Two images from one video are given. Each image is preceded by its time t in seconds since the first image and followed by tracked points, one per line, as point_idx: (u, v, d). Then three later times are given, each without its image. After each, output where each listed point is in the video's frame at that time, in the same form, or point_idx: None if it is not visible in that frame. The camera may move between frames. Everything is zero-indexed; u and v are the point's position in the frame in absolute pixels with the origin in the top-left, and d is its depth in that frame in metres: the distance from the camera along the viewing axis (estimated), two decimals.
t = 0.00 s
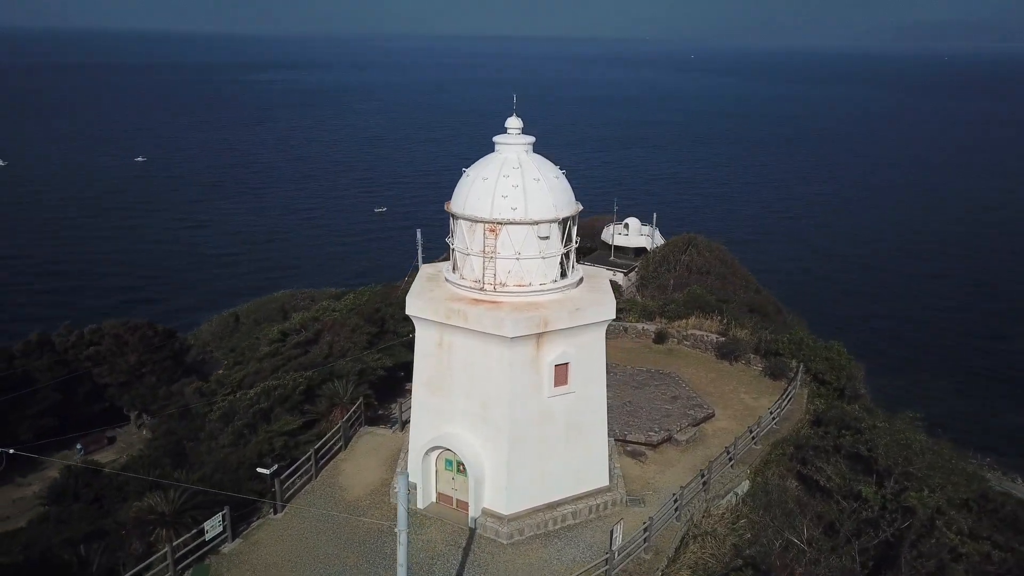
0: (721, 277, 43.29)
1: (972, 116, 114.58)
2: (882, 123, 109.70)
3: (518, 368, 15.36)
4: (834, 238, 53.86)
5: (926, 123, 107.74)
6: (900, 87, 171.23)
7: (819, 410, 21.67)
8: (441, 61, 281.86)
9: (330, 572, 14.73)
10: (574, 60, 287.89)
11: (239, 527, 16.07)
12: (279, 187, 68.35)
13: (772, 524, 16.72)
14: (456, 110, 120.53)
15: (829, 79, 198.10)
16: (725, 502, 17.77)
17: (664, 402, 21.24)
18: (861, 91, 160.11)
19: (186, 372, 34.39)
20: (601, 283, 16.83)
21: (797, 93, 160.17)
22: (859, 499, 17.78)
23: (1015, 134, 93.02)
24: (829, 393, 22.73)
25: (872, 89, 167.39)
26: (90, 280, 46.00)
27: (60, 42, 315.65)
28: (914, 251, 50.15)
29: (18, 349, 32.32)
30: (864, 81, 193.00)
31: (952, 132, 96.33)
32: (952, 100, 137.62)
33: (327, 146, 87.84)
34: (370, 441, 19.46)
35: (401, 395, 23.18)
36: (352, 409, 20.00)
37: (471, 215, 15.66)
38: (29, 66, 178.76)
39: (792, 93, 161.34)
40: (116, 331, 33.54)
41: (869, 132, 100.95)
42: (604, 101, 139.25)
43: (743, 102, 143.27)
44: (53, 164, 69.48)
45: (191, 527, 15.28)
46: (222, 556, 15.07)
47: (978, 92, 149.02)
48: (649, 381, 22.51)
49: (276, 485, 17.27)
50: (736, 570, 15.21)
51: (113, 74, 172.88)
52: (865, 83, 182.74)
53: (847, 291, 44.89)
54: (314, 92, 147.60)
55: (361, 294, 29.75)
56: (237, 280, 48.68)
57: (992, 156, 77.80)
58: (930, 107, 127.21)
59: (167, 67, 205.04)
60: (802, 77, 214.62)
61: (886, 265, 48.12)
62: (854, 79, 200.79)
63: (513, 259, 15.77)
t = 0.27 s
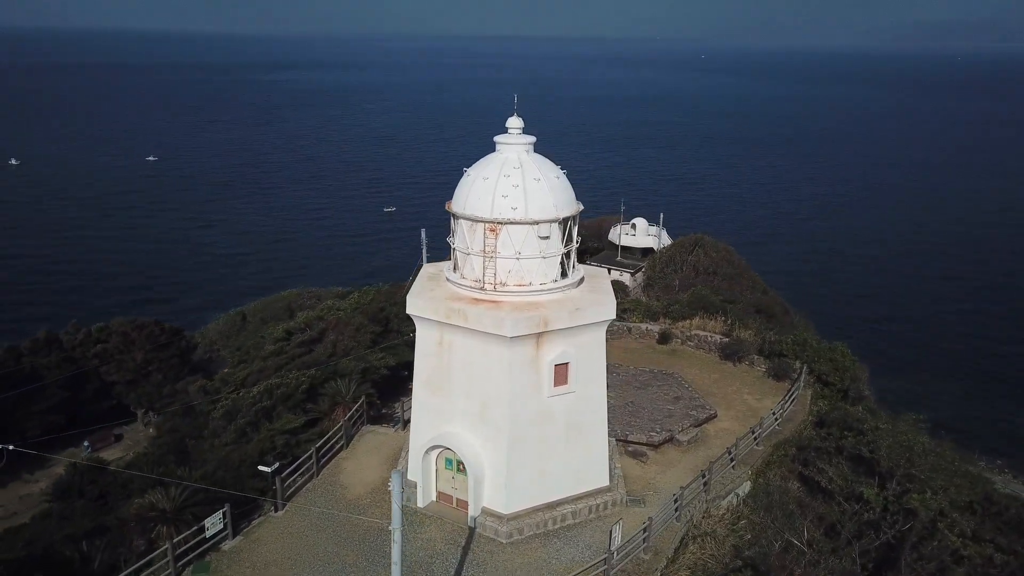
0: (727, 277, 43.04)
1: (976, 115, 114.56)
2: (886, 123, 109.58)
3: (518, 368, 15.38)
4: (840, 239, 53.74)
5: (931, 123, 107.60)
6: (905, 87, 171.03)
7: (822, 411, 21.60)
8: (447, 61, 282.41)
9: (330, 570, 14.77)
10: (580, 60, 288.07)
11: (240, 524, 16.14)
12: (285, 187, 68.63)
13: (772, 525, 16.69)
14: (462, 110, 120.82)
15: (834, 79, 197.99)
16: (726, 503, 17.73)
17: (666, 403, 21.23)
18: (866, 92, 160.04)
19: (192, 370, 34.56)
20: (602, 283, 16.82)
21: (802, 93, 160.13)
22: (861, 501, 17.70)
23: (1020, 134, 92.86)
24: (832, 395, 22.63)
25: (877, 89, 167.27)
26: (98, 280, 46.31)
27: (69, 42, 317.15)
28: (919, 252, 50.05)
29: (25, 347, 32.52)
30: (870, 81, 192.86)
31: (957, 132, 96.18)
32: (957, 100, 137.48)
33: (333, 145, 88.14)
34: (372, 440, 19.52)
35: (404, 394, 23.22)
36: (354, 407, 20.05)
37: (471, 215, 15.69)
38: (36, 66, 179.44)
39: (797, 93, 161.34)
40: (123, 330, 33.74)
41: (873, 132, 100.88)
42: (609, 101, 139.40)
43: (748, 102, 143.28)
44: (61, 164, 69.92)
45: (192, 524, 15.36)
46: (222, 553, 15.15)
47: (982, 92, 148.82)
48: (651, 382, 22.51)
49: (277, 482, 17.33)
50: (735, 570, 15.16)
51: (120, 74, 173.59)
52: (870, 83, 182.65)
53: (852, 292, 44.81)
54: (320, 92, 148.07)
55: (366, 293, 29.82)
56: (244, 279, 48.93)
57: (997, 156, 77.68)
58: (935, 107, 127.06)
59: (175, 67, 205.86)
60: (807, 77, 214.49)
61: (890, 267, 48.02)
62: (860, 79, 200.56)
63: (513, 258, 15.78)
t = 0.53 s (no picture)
0: (734, 278, 42.75)
1: (981, 117, 114.69)
2: (892, 124, 109.52)
3: (518, 367, 15.39)
4: (846, 250, 53.74)
5: (936, 124, 107.47)
6: (911, 87, 170.84)
7: (825, 412, 21.53)
8: (455, 61, 282.86)
9: (329, 568, 14.81)
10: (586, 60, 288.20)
11: (240, 521, 16.19)
12: (292, 187, 68.85)
13: (773, 526, 16.63)
14: (469, 110, 121.02)
15: (840, 79, 197.99)
16: (726, 504, 17.69)
17: (668, 403, 21.19)
18: (872, 92, 159.94)
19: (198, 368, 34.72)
20: (602, 284, 16.83)
21: (808, 94, 160.11)
22: (863, 502, 17.61)
23: None
24: (836, 396, 22.56)
25: (883, 90, 167.16)
26: (105, 279, 46.52)
27: (78, 42, 318.33)
28: (925, 266, 50.11)
29: (34, 345, 32.66)
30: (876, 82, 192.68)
31: (963, 134, 96.07)
32: (963, 101, 137.33)
33: (341, 145, 88.38)
34: (373, 439, 19.57)
35: (406, 394, 23.26)
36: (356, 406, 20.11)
37: (471, 215, 15.71)
38: (44, 63, 179.84)
39: (803, 93, 161.28)
40: (130, 328, 33.92)
41: (878, 134, 100.86)
42: (615, 101, 139.47)
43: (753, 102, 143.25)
44: (71, 163, 70.27)
45: (192, 522, 15.44)
46: (222, 550, 15.21)
47: (989, 94, 148.71)
48: (654, 382, 22.46)
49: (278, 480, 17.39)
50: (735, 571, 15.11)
51: (128, 73, 174.04)
52: (877, 84, 182.51)
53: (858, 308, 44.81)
54: (328, 91, 148.39)
55: (370, 292, 29.88)
56: (250, 279, 49.14)
57: (1004, 160, 77.68)
58: (941, 108, 126.90)
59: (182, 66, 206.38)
60: (813, 76, 214.22)
61: (896, 280, 48.08)
62: (866, 79, 200.31)
63: (513, 258, 15.80)
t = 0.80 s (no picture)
0: (740, 280, 42.91)
1: (991, 119, 114.31)
2: (897, 125, 109.39)
3: (517, 366, 15.42)
4: (853, 253, 53.53)
5: (942, 125, 107.33)
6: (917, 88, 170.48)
7: (828, 414, 21.45)
8: (462, 61, 283.25)
9: (328, 565, 14.86)
10: (596, 61, 288.41)
11: (241, 519, 16.27)
12: (299, 186, 69.03)
13: (773, 527, 16.58)
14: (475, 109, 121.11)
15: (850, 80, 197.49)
16: (727, 504, 17.67)
17: (671, 404, 21.17)
18: (878, 94, 159.72)
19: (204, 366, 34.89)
20: (603, 284, 16.85)
21: (814, 94, 159.94)
22: (865, 504, 17.52)
23: None
24: (840, 397, 22.49)
25: (889, 91, 166.94)
26: (113, 277, 46.74)
27: (87, 41, 319.61)
28: (934, 268, 49.92)
29: (42, 342, 32.59)
30: (883, 82, 192.45)
31: (970, 135, 95.79)
32: (970, 102, 137.03)
33: (347, 145, 88.53)
34: (374, 437, 19.66)
35: (409, 393, 23.33)
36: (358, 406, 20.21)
37: (471, 214, 15.74)
38: (55, 61, 180.88)
39: (809, 94, 161.17)
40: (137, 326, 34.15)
41: (885, 136, 100.64)
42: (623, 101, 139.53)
43: (762, 103, 143.09)
44: (79, 161, 70.52)
45: (193, 519, 15.52)
46: (222, 547, 15.30)
47: (996, 95, 148.46)
48: (656, 383, 22.45)
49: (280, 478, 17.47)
50: (734, 572, 15.07)
51: (135, 71, 174.62)
52: (883, 85, 182.23)
53: (866, 310, 44.65)
54: (335, 91, 148.70)
55: (375, 291, 29.95)
56: (256, 277, 49.31)
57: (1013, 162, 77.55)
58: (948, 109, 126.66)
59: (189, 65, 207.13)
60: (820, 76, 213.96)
61: (904, 283, 47.85)
62: (873, 80, 200.03)
63: (513, 258, 15.82)
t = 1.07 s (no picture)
0: (747, 281, 42.73)
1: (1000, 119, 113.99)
2: (903, 126, 109.21)
3: (517, 366, 15.44)
4: (860, 254, 53.35)
5: (948, 126, 107.08)
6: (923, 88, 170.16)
7: (831, 415, 21.37)
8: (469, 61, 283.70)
9: (327, 563, 14.93)
10: (604, 61, 288.51)
11: (241, 516, 16.34)
12: (305, 185, 69.25)
13: (773, 529, 16.52)
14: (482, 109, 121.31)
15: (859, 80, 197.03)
16: (727, 505, 17.64)
17: (672, 404, 21.15)
18: (883, 94, 159.51)
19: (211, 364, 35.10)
20: (603, 284, 16.86)
21: (820, 95, 159.84)
22: (866, 506, 17.44)
23: None
24: (843, 399, 22.39)
25: (895, 91, 166.60)
26: (119, 276, 46.95)
27: (96, 41, 320.87)
28: (941, 269, 49.74)
29: (50, 340, 33.08)
30: (889, 82, 192.17)
31: (979, 136, 95.56)
32: (975, 103, 136.76)
33: (354, 145, 88.76)
34: (376, 436, 19.71)
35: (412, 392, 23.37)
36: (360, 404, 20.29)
37: (472, 214, 15.77)
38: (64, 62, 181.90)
39: (814, 94, 161.04)
40: (144, 325, 34.45)
41: (890, 137, 100.47)
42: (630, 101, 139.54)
43: (769, 103, 142.90)
44: (86, 160, 70.85)
45: (193, 516, 15.60)
46: (223, 544, 15.38)
47: (1001, 96, 148.19)
48: (659, 383, 22.42)
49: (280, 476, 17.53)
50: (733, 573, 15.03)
51: (142, 71, 175.18)
52: (889, 85, 182.01)
53: (873, 311, 44.47)
54: (341, 91, 149.00)
55: (379, 290, 30.02)
56: (263, 276, 49.51)
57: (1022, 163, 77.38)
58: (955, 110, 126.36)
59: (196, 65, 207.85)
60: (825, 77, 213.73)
61: (912, 284, 47.67)
62: (878, 80, 199.74)
63: (513, 257, 15.83)
